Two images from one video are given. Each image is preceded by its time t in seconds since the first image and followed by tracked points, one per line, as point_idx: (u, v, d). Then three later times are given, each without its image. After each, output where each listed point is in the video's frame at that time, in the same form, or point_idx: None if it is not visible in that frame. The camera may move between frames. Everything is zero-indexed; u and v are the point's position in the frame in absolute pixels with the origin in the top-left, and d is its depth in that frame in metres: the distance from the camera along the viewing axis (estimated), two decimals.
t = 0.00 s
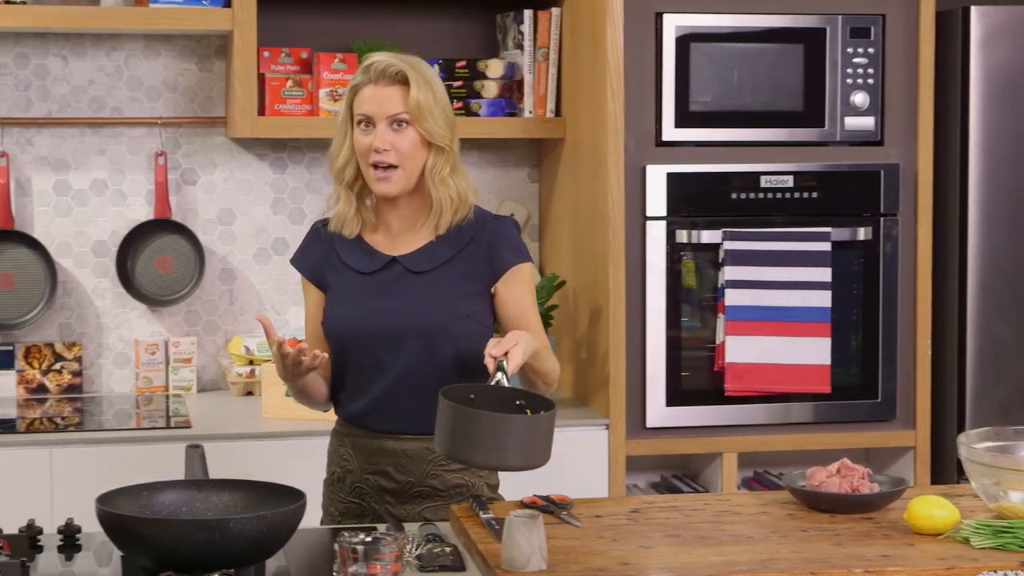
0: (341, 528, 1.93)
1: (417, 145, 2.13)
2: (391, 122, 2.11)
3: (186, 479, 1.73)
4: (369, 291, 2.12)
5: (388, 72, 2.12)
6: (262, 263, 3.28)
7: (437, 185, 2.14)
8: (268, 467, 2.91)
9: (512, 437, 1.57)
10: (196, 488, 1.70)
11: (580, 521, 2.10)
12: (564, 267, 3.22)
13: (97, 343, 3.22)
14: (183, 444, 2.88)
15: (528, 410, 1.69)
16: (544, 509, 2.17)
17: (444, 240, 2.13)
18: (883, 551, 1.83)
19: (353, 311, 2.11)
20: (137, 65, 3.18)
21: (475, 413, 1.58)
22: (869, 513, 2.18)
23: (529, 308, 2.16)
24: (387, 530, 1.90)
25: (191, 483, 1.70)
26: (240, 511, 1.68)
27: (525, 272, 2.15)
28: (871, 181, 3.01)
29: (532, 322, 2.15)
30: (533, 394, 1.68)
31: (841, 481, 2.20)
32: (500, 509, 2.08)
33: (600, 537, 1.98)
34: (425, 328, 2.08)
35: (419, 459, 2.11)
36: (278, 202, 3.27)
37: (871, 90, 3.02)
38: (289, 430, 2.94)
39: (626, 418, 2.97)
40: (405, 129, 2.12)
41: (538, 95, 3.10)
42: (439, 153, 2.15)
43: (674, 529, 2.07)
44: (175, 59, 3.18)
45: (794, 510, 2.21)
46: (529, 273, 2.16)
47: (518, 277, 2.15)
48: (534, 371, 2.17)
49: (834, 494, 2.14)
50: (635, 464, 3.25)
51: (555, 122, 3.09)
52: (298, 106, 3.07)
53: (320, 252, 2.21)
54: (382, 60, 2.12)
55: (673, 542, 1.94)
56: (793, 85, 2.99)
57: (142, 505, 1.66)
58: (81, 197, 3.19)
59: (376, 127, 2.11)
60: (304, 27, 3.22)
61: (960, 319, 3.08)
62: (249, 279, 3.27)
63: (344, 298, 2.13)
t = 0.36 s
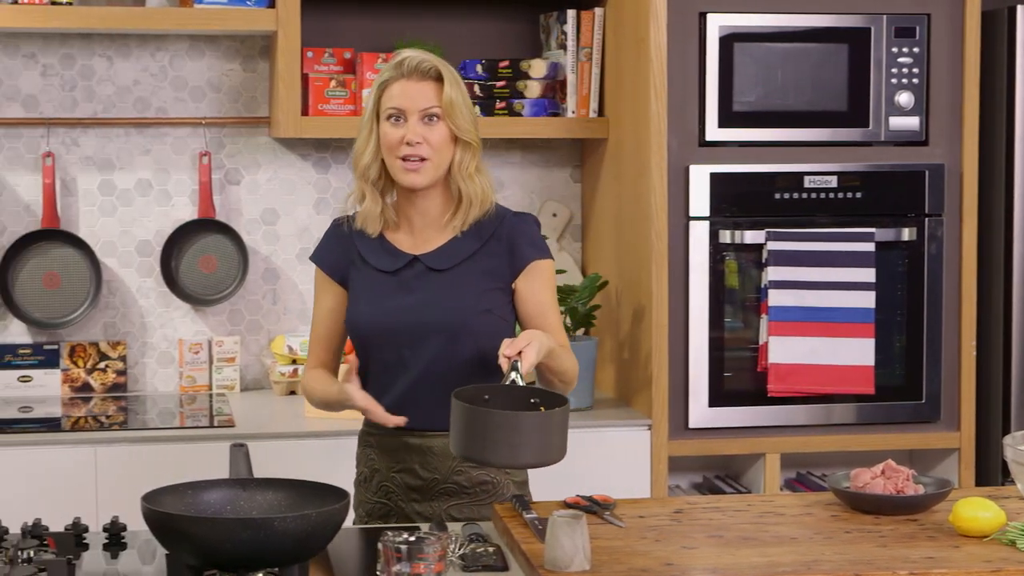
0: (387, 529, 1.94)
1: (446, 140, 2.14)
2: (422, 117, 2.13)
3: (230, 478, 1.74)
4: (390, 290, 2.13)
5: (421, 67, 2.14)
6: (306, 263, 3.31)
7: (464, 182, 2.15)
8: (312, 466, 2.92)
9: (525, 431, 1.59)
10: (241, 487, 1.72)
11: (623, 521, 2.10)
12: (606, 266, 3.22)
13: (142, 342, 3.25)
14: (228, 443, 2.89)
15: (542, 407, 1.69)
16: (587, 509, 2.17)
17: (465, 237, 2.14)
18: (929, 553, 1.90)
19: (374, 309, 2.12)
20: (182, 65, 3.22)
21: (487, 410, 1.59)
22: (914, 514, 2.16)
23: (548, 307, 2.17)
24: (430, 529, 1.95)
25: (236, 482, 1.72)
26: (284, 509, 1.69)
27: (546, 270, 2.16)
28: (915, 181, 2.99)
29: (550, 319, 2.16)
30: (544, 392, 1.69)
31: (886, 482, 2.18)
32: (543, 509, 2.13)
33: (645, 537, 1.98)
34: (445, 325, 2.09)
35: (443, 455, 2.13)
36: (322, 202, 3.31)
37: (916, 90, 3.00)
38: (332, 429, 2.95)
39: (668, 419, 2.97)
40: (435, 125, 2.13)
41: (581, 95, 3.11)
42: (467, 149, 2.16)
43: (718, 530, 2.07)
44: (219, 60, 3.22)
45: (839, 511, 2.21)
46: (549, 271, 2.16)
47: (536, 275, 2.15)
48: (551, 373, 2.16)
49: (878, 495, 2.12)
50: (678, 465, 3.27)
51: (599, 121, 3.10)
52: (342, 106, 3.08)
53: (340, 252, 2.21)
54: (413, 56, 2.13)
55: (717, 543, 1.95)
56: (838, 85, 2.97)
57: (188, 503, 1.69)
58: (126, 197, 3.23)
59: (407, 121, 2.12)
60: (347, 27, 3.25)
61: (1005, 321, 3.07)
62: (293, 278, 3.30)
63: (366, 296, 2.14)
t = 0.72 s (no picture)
0: (429, 527, 1.96)
1: (475, 143, 2.09)
2: (452, 120, 2.08)
3: (271, 477, 1.84)
4: (421, 293, 2.08)
5: (449, 69, 2.09)
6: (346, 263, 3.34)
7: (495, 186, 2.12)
8: (351, 465, 2.93)
9: (571, 442, 1.56)
10: (282, 486, 1.81)
11: (664, 522, 2.03)
12: (645, 265, 3.24)
13: (183, 341, 3.28)
14: (268, 442, 2.88)
15: (584, 416, 1.68)
16: (628, 509, 2.07)
17: (498, 243, 2.11)
18: (973, 554, 1.89)
19: (404, 313, 2.07)
20: (223, 65, 3.25)
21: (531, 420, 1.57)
22: (957, 517, 2.09)
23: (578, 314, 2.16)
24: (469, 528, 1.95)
25: (277, 481, 1.81)
26: (324, 509, 1.79)
27: (577, 278, 2.15)
28: (956, 181, 2.98)
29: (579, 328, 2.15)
30: (587, 400, 1.67)
31: (927, 483, 2.11)
32: (583, 509, 2.08)
33: (688, 539, 1.96)
34: (478, 332, 2.06)
35: (479, 462, 2.08)
36: (361, 202, 3.34)
37: (957, 90, 2.99)
38: (371, 429, 2.95)
39: (707, 419, 2.96)
40: (464, 128, 2.09)
41: (621, 95, 3.14)
42: (496, 153, 2.13)
43: (758, 531, 2.01)
44: (260, 60, 3.25)
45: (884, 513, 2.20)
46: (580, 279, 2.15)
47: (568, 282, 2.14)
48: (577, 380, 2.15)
49: (918, 497, 2.06)
50: (716, 466, 3.27)
51: (639, 121, 3.12)
52: (381, 106, 3.10)
53: (365, 254, 2.15)
54: (441, 57, 2.09)
55: (762, 544, 1.94)
56: (880, 85, 2.96)
57: (229, 501, 1.78)
58: (167, 197, 3.25)
59: (437, 125, 2.08)
60: (387, 28, 3.27)
61: None
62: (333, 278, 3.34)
63: (394, 299, 2.09)
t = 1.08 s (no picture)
0: (456, 528, 1.96)
1: (502, 137, 2.11)
2: (477, 113, 2.09)
3: (301, 475, 1.85)
4: (454, 295, 2.07)
5: (474, 63, 2.11)
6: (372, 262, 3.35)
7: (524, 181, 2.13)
8: (376, 464, 2.94)
9: (620, 462, 1.58)
10: (311, 485, 1.82)
11: (692, 522, 2.03)
12: (670, 264, 3.24)
13: (209, 340, 3.30)
14: (293, 441, 2.89)
15: (627, 430, 1.72)
16: (655, 509, 2.07)
17: (531, 245, 2.11)
18: (1002, 556, 1.87)
19: (437, 314, 2.06)
20: (249, 65, 3.27)
21: (580, 440, 1.59)
22: (986, 518, 2.07)
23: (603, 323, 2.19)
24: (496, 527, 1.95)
25: (307, 480, 1.82)
26: (353, 508, 1.79)
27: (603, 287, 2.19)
28: (983, 181, 2.97)
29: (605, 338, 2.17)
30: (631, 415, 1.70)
31: (957, 484, 2.09)
32: (611, 509, 2.08)
33: (717, 539, 1.95)
34: (512, 333, 2.06)
35: (506, 468, 2.08)
36: (386, 202, 3.35)
37: (985, 89, 2.97)
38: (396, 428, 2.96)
39: (733, 419, 2.96)
40: (490, 121, 2.10)
41: (646, 95, 3.17)
42: (523, 148, 2.14)
43: (786, 531, 1.99)
44: (286, 60, 3.27)
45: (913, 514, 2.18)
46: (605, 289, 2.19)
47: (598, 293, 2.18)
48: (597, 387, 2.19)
49: (947, 496, 2.04)
50: (742, 466, 3.26)
51: (664, 121, 3.15)
52: (407, 106, 3.13)
53: (390, 251, 2.12)
54: (467, 51, 2.11)
55: (791, 544, 1.93)
56: (907, 85, 2.95)
57: (259, 501, 1.79)
58: (192, 196, 3.27)
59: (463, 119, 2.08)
60: (412, 27, 3.28)
61: None
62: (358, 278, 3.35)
63: (425, 299, 2.07)
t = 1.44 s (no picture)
0: (473, 528, 1.96)
1: (518, 135, 2.10)
2: (493, 110, 2.09)
3: (317, 475, 1.85)
4: (470, 296, 2.07)
5: (489, 60, 2.10)
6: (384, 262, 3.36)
7: (540, 179, 2.13)
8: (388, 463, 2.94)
9: (645, 467, 1.59)
10: (328, 485, 1.82)
11: (707, 522, 2.03)
12: (682, 264, 3.24)
13: (221, 340, 3.31)
14: (305, 441, 2.89)
15: (651, 434, 1.73)
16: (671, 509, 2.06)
17: (549, 246, 2.11)
18: (1019, 556, 1.86)
19: (455, 317, 2.06)
20: (261, 65, 3.27)
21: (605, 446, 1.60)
22: (1002, 518, 2.06)
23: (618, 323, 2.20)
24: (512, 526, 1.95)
25: (323, 480, 1.82)
26: (370, 508, 1.79)
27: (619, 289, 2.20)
28: (996, 181, 2.96)
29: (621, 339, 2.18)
30: (653, 421, 1.72)
31: (973, 484, 2.08)
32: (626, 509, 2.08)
33: (733, 539, 1.94)
34: (531, 336, 2.06)
35: (522, 473, 2.08)
36: (398, 202, 3.35)
37: (998, 89, 2.96)
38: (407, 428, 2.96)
39: (746, 419, 2.95)
40: (505, 119, 2.10)
41: (659, 94, 3.17)
42: (539, 146, 2.14)
43: (802, 531, 1.98)
44: (298, 60, 3.27)
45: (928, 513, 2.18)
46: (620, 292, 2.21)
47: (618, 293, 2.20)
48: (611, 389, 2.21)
49: (963, 497, 2.03)
50: (754, 466, 3.26)
51: (677, 121, 3.15)
52: (420, 106, 3.14)
53: (404, 251, 2.11)
54: (483, 48, 2.10)
55: (807, 544, 1.93)
56: (920, 84, 2.94)
57: (275, 501, 1.79)
58: (205, 196, 3.27)
59: (479, 116, 2.08)
60: (424, 27, 3.29)
61: None
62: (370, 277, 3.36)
63: (442, 301, 2.07)
